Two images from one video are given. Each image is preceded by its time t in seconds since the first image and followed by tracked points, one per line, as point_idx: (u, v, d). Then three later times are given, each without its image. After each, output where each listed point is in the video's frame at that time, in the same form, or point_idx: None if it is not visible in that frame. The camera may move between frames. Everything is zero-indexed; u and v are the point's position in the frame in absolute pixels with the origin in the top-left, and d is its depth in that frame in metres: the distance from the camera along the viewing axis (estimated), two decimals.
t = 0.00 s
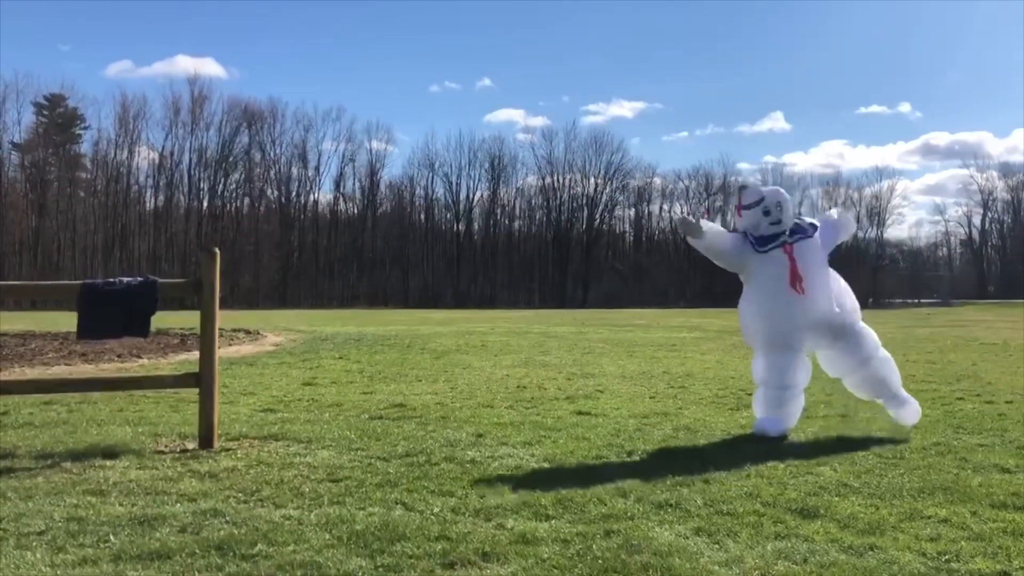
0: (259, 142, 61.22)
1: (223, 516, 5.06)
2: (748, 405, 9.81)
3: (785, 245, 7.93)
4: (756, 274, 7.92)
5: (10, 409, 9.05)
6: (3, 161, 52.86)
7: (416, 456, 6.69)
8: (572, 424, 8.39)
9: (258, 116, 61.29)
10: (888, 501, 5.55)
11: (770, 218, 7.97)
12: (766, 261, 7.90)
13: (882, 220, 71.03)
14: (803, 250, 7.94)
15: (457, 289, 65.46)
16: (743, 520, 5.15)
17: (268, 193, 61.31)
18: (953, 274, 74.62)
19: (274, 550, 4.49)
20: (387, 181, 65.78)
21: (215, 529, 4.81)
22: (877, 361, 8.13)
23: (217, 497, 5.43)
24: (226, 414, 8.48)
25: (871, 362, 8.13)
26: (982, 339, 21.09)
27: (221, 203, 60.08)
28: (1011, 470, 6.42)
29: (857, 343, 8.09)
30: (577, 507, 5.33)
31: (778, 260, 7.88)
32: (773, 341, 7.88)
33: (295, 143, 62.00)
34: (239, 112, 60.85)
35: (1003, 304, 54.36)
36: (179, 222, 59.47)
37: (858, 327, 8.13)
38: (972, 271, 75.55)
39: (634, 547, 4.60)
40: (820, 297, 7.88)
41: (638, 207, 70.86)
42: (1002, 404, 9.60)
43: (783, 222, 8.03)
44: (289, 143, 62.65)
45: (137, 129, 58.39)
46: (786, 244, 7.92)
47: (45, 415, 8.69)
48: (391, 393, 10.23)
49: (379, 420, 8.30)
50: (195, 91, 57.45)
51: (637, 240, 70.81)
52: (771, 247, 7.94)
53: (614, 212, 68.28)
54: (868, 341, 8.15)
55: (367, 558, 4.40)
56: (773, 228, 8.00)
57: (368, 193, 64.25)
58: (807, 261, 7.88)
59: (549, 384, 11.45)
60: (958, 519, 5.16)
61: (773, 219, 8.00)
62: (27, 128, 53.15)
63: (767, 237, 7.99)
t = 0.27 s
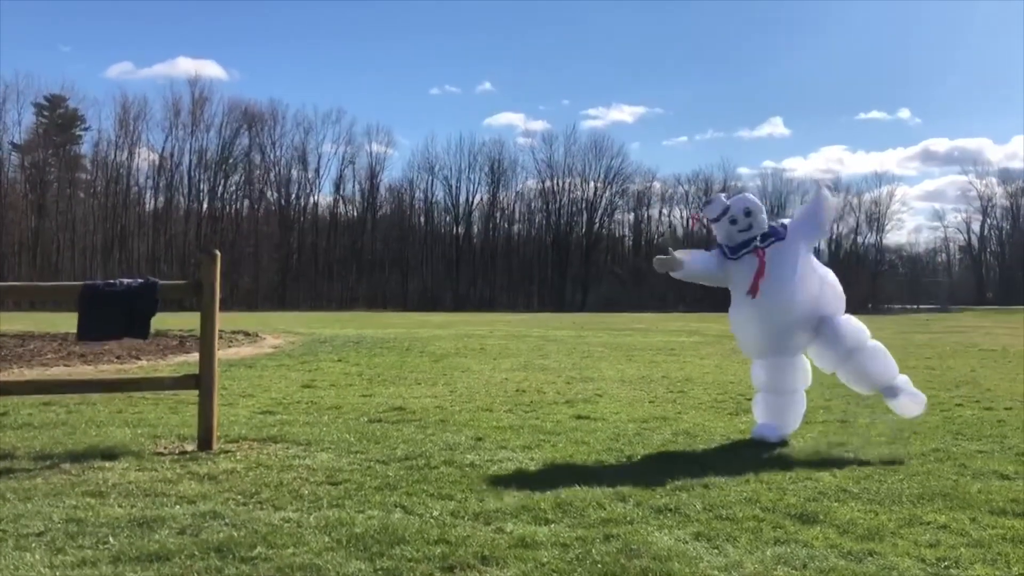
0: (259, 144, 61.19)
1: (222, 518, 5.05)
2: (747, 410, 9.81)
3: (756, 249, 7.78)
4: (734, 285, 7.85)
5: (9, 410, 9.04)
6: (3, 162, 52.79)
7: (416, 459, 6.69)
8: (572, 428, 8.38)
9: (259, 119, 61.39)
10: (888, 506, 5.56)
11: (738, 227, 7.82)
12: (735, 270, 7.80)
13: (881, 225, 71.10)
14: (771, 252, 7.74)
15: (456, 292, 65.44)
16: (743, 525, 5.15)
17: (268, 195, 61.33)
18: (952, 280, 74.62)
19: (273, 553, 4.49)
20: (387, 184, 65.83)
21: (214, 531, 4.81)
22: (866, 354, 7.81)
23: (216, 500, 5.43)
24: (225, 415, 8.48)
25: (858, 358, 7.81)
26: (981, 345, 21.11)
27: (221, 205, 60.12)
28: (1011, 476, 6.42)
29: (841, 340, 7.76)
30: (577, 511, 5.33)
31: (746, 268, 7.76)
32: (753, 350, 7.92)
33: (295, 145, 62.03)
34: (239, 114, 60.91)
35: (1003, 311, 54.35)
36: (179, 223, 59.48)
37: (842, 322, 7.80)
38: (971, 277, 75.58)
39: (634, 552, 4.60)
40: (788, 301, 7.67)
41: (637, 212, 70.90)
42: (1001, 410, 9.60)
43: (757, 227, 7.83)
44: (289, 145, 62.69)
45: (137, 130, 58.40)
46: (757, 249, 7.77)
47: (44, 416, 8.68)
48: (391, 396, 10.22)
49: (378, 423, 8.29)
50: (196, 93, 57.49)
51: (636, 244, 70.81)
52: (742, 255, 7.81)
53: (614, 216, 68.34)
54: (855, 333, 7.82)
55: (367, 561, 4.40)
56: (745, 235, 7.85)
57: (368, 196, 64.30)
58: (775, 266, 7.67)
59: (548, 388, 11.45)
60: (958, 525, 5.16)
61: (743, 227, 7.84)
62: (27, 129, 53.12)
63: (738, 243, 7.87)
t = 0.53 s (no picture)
0: (258, 144, 61.22)
1: (219, 519, 5.05)
2: (744, 415, 9.81)
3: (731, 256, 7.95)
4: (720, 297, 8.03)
5: (6, 409, 9.03)
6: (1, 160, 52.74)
7: (414, 461, 6.69)
8: (569, 431, 8.39)
9: (257, 119, 61.44)
10: (885, 511, 5.56)
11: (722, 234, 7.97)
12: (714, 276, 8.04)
13: (879, 231, 71.22)
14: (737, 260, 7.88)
15: (453, 295, 65.08)
16: (740, 529, 5.15)
17: (266, 196, 61.37)
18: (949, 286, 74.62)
19: (271, 554, 4.48)
20: (386, 185, 65.88)
21: (211, 532, 4.80)
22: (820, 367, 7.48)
23: (213, 500, 5.42)
24: (222, 416, 8.47)
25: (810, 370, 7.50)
26: (977, 352, 21.15)
27: (219, 205, 60.21)
28: (1007, 483, 6.43)
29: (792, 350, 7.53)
30: (573, 514, 5.34)
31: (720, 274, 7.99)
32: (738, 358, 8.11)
33: (294, 146, 62.11)
34: (238, 114, 61.00)
35: (999, 318, 54.48)
36: (177, 223, 59.48)
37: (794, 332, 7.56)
38: (968, 284, 75.66)
39: (631, 555, 4.60)
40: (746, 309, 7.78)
41: (635, 216, 71.06)
42: (998, 417, 9.62)
43: (743, 233, 7.90)
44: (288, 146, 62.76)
45: (136, 130, 58.44)
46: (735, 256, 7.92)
47: (41, 415, 8.68)
48: (388, 397, 10.22)
49: (375, 425, 8.29)
50: (195, 93, 57.55)
51: (634, 248, 70.90)
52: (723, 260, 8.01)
53: (612, 220, 68.39)
54: (810, 343, 7.51)
55: (364, 563, 4.40)
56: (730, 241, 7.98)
57: (366, 197, 64.36)
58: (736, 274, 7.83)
59: (545, 391, 11.46)
60: (955, 531, 5.17)
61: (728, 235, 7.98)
62: (26, 127, 53.09)
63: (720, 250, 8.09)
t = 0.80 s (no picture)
0: (257, 142, 61.17)
1: (215, 515, 5.04)
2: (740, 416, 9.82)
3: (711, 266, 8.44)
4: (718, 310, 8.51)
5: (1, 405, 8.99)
6: None
7: (410, 460, 6.68)
8: (566, 430, 8.40)
9: (255, 117, 61.39)
10: (881, 513, 5.57)
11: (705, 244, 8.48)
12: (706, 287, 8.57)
13: (876, 234, 71.25)
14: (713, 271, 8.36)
15: (450, 294, 64.93)
16: (736, 530, 5.15)
17: (264, 194, 61.35)
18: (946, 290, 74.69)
19: (266, 551, 4.48)
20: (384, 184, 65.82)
21: (207, 528, 4.79)
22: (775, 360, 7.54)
23: (210, 497, 5.41)
24: (218, 413, 8.45)
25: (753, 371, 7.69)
26: (973, 356, 21.16)
27: (217, 203, 60.19)
28: (1004, 486, 6.44)
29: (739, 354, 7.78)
30: (570, 513, 5.33)
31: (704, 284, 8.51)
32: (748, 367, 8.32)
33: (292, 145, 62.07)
34: (236, 112, 60.99)
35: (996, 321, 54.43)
36: (174, 221, 59.42)
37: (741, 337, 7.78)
38: (964, 288, 75.72)
39: (627, 556, 4.59)
40: (723, 317, 8.20)
41: (633, 217, 71.06)
42: (994, 421, 9.63)
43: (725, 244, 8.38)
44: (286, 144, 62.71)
45: (134, 126, 58.36)
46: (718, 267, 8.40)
47: (37, 411, 8.66)
48: (385, 396, 10.21)
49: (371, 424, 8.27)
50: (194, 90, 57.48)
51: (631, 249, 70.88)
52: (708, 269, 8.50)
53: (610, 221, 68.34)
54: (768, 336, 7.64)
55: (360, 561, 4.39)
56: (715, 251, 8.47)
57: (364, 195, 64.41)
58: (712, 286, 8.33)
59: (542, 391, 11.46)
60: (952, 534, 5.17)
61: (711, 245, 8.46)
62: (24, 124, 53.01)
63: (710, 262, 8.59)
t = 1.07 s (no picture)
0: (257, 138, 61.14)
1: (214, 511, 5.02)
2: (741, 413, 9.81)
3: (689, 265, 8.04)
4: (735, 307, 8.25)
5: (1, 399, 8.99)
6: None
7: (410, 456, 6.66)
8: (566, 427, 8.38)
9: (256, 113, 61.36)
10: (882, 512, 5.55)
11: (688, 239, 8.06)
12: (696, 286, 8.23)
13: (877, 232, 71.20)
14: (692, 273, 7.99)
15: (450, 291, 64.85)
16: (737, 528, 5.13)
17: (265, 189, 61.32)
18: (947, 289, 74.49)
19: (265, 547, 4.46)
20: (385, 181, 65.80)
21: (206, 524, 4.77)
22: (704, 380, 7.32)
23: (209, 493, 5.39)
24: (218, 408, 8.44)
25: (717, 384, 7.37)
26: (975, 355, 21.12)
27: (217, 198, 60.20)
28: (1005, 485, 6.43)
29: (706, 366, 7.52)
30: (570, 511, 5.31)
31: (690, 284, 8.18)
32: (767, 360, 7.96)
33: (292, 141, 62.03)
34: (237, 108, 60.94)
35: (997, 320, 54.33)
36: (174, 216, 59.43)
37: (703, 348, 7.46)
38: (965, 287, 75.55)
39: (628, 553, 4.58)
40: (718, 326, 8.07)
41: (634, 214, 70.99)
42: (995, 419, 9.61)
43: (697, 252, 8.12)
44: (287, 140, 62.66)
45: (135, 122, 58.34)
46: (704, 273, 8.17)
47: (35, 405, 8.64)
48: (385, 392, 10.20)
49: (371, 419, 8.26)
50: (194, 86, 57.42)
51: (632, 246, 70.83)
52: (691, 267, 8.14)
53: (611, 218, 68.24)
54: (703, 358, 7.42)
55: (359, 557, 4.37)
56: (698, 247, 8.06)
57: (365, 191, 64.55)
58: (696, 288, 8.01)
59: (542, 387, 11.43)
60: (953, 532, 5.15)
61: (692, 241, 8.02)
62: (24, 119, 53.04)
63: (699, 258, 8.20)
